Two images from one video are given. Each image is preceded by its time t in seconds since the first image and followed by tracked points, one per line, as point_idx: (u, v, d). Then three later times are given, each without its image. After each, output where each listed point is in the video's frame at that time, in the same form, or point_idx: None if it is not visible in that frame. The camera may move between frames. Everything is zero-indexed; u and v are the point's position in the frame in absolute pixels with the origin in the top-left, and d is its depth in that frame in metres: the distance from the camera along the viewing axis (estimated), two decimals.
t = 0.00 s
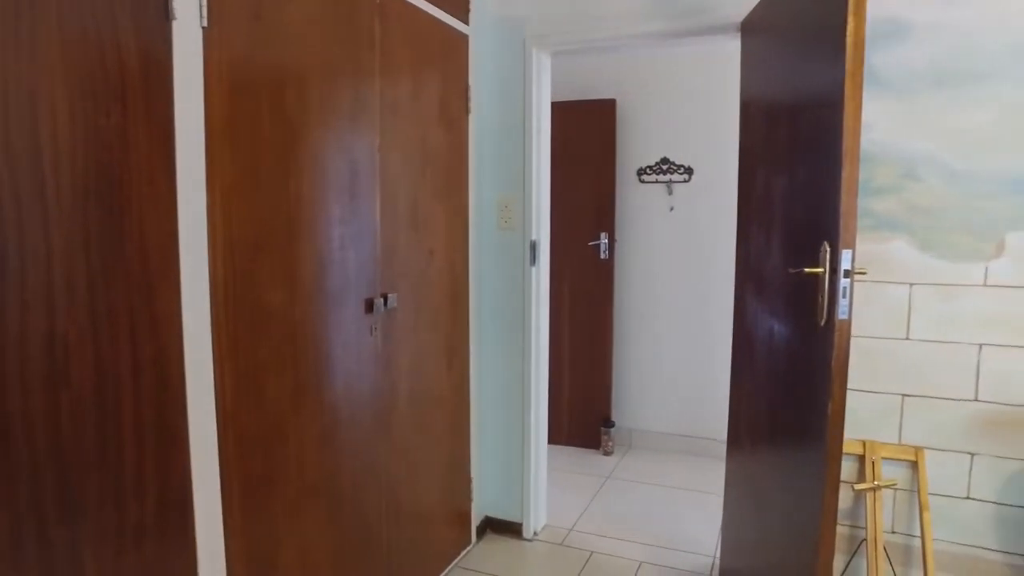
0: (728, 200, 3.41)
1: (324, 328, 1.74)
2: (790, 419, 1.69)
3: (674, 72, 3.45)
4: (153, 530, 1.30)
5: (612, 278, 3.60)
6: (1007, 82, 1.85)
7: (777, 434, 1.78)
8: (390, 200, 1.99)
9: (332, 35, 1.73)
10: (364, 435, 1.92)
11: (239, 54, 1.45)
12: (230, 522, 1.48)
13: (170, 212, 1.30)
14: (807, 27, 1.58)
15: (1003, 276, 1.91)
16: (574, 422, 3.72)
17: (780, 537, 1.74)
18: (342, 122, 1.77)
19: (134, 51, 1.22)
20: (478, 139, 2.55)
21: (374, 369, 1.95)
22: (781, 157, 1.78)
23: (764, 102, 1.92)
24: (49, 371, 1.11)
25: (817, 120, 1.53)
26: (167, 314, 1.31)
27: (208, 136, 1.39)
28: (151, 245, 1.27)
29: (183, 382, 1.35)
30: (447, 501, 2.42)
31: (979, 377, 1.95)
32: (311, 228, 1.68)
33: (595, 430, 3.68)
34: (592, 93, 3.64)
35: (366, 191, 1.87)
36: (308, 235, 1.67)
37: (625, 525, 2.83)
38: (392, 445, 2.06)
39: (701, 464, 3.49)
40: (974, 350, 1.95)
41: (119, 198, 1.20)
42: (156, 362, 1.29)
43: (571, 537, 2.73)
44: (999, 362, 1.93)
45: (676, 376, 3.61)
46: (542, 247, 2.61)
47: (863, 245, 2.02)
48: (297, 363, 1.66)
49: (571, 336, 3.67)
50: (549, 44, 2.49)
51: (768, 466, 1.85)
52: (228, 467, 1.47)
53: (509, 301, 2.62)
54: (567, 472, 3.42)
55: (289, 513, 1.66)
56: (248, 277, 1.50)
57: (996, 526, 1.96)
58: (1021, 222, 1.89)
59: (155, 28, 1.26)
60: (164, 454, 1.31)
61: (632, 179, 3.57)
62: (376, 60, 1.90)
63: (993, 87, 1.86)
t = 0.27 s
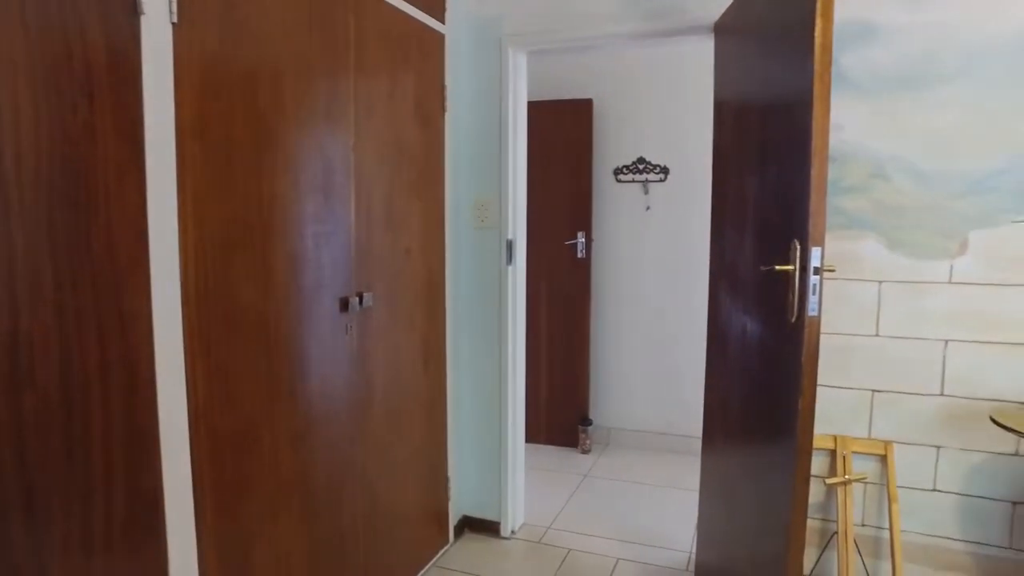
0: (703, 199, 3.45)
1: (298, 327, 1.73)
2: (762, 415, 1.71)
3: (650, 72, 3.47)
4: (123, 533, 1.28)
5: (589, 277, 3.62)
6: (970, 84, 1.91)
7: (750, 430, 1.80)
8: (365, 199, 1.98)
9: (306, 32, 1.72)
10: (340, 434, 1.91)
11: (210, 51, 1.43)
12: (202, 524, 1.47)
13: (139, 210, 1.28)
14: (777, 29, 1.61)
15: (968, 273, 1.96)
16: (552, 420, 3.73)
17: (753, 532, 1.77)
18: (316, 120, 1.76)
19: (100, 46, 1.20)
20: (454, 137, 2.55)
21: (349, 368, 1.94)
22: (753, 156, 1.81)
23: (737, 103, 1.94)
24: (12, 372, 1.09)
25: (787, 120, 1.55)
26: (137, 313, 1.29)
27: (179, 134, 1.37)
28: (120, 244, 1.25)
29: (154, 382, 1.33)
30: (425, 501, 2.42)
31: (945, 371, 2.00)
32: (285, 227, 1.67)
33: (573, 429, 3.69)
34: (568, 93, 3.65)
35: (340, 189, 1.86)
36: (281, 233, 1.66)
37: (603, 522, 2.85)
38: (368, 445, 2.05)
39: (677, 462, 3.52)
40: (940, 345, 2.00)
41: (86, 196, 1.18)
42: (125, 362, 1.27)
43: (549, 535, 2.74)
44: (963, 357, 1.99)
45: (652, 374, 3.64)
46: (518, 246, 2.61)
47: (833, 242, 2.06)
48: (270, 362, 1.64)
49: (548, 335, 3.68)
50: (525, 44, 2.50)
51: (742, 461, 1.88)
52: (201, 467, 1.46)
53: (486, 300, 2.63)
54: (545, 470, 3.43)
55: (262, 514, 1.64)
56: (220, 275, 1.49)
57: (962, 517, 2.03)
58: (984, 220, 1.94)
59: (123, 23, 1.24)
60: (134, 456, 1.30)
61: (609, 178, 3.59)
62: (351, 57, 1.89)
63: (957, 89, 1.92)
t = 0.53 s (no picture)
0: (680, 198, 3.47)
1: (275, 326, 1.71)
2: (737, 411, 1.73)
3: (628, 73, 3.49)
4: (94, 537, 1.26)
5: (567, 276, 3.63)
6: (938, 86, 1.95)
7: (725, 427, 1.82)
8: (342, 198, 1.97)
9: (281, 29, 1.70)
10: (317, 434, 1.90)
11: (182, 46, 1.41)
12: (177, 525, 1.45)
13: (109, 209, 1.27)
14: (751, 30, 1.63)
15: (937, 271, 2.00)
16: (531, 419, 3.74)
17: (729, 527, 1.79)
18: (291, 118, 1.74)
19: (69, 42, 1.18)
20: (432, 136, 2.54)
21: (326, 368, 1.92)
22: (728, 156, 1.83)
23: (712, 103, 1.96)
24: None
25: (761, 120, 1.57)
26: (108, 313, 1.27)
27: (151, 130, 1.35)
28: (89, 243, 1.23)
29: (126, 383, 1.31)
30: (403, 501, 2.41)
31: (915, 367, 2.04)
32: (261, 225, 1.65)
33: (552, 428, 3.70)
34: (546, 93, 3.66)
35: (317, 187, 1.85)
36: (257, 232, 1.64)
37: (582, 520, 2.86)
38: (346, 445, 2.04)
39: (655, 459, 3.54)
40: (910, 342, 2.04)
41: (54, 194, 1.16)
42: (96, 363, 1.25)
43: (529, 533, 2.75)
44: (933, 353, 2.03)
45: (630, 373, 3.66)
46: (497, 245, 2.61)
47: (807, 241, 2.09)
48: (246, 361, 1.63)
49: (527, 334, 3.69)
50: (503, 43, 2.50)
51: (718, 458, 1.90)
52: (175, 468, 1.44)
53: (464, 300, 2.62)
54: (525, 469, 3.43)
55: (239, 515, 1.63)
56: (194, 274, 1.47)
57: (930, 509, 2.07)
58: (953, 219, 1.98)
59: (92, 19, 1.22)
60: (106, 457, 1.28)
61: (587, 178, 3.60)
62: (327, 55, 1.88)
63: (926, 90, 1.95)
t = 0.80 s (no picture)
0: (658, 197, 3.50)
1: (252, 325, 1.70)
2: (714, 408, 1.75)
3: (606, 73, 3.51)
4: (68, 540, 1.24)
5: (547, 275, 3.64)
6: (908, 87, 1.98)
7: (703, 423, 1.84)
8: (320, 197, 1.96)
9: (258, 28, 1.69)
10: (295, 434, 1.89)
11: (156, 43, 1.40)
12: (152, 527, 1.43)
13: (81, 208, 1.25)
14: (727, 31, 1.65)
15: (907, 269, 2.04)
16: (511, 418, 3.75)
17: (707, 522, 1.81)
18: (268, 117, 1.73)
19: (39, 38, 1.16)
20: (411, 136, 2.54)
21: (304, 367, 1.91)
22: (704, 156, 1.85)
23: (689, 103, 1.99)
24: None
25: (736, 120, 1.59)
26: (80, 314, 1.26)
27: (124, 128, 1.33)
28: (61, 243, 1.21)
29: (99, 385, 1.30)
30: (383, 501, 2.40)
31: (887, 363, 2.08)
32: (237, 224, 1.64)
33: (532, 426, 3.71)
34: (525, 92, 3.67)
35: (294, 186, 1.84)
36: (233, 231, 1.63)
37: (562, 518, 2.88)
38: (324, 444, 2.03)
39: (634, 457, 3.57)
40: (882, 339, 2.08)
41: (25, 193, 1.15)
42: (68, 364, 1.24)
43: (509, 532, 2.76)
44: (904, 349, 2.07)
45: (609, 371, 3.68)
46: (476, 244, 2.61)
47: (781, 239, 2.12)
48: (223, 361, 1.61)
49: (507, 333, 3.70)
50: (481, 43, 2.50)
51: (695, 454, 1.92)
52: (150, 469, 1.42)
53: (444, 299, 2.62)
54: (505, 467, 3.44)
55: (216, 515, 1.61)
56: (169, 273, 1.45)
57: (901, 501, 2.11)
58: (923, 218, 2.02)
59: (63, 15, 1.20)
60: (79, 460, 1.26)
61: (566, 177, 3.62)
62: (305, 53, 1.87)
63: (896, 92, 1.99)
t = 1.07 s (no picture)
0: (639, 197, 3.52)
1: (232, 325, 1.69)
2: (694, 405, 1.77)
3: (588, 73, 3.53)
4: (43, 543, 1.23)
5: (529, 274, 3.65)
6: (883, 89, 2.02)
7: (683, 420, 1.86)
8: (301, 196, 1.95)
9: (238, 26, 1.68)
10: (277, 434, 1.88)
11: (134, 40, 1.39)
12: (131, 528, 1.42)
13: (57, 207, 1.23)
14: (706, 33, 1.66)
15: (884, 267, 2.08)
16: (494, 417, 3.75)
17: (687, 518, 1.83)
18: (248, 115, 1.72)
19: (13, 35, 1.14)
20: (393, 135, 2.53)
21: (286, 367, 1.90)
22: (685, 155, 1.86)
23: (669, 103, 2.00)
24: None
25: (715, 120, 1.60)
26: (57, 315, 1.24)
27: (101, 126, 1.32)
28: (36, 243, 1.20)
29: (77, 386, 1.28)
30: (366, 501, 2.40)
31: (864, 360, 2.11)
32: (218, 223, 1.63)
33: (515, 425, 3.72)
34: (508, 92, 3.67)
35: (275, 185, 1.83)
36: (213, 229, 1.61)
37: (544, 516, 2.89)
38: (307, 445, 2.02)
39: (616, 455, 3.59)
40: (859, 336, 2.11)
41: None
42: (43, 365, 1.22)
43: (492, 531, 2.76)
44: (880, 346, 2.10)
45: (591, 370, 3.70)
46: (458, 244, 2.61)
47: (760, 238, 2.15)
48: (203, 361, 1.60)
49: (489, 332, 3.70)
50: (463, 42, 2.50)
51: (676, 451, 1.94)
52: (128, 470, 1.41)
53: (426, 298, 2.62)
54: (488, 467, 3.44)
55: (196, 516, 1.60)
56: (147, 273, 1.44)
57: (878, 496, 2.14)
58: (898, 217, 2.05)
59: (38, 11, 1.18)
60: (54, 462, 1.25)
61: (548, 176, 3.63)
62: (285, 51, 1.86)
63: (872, 93, 2.02)
